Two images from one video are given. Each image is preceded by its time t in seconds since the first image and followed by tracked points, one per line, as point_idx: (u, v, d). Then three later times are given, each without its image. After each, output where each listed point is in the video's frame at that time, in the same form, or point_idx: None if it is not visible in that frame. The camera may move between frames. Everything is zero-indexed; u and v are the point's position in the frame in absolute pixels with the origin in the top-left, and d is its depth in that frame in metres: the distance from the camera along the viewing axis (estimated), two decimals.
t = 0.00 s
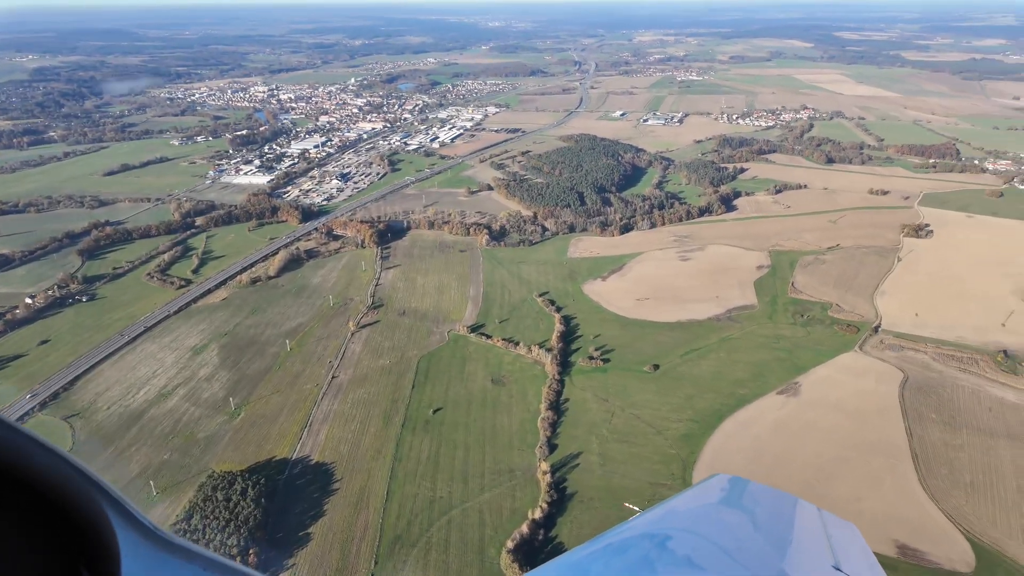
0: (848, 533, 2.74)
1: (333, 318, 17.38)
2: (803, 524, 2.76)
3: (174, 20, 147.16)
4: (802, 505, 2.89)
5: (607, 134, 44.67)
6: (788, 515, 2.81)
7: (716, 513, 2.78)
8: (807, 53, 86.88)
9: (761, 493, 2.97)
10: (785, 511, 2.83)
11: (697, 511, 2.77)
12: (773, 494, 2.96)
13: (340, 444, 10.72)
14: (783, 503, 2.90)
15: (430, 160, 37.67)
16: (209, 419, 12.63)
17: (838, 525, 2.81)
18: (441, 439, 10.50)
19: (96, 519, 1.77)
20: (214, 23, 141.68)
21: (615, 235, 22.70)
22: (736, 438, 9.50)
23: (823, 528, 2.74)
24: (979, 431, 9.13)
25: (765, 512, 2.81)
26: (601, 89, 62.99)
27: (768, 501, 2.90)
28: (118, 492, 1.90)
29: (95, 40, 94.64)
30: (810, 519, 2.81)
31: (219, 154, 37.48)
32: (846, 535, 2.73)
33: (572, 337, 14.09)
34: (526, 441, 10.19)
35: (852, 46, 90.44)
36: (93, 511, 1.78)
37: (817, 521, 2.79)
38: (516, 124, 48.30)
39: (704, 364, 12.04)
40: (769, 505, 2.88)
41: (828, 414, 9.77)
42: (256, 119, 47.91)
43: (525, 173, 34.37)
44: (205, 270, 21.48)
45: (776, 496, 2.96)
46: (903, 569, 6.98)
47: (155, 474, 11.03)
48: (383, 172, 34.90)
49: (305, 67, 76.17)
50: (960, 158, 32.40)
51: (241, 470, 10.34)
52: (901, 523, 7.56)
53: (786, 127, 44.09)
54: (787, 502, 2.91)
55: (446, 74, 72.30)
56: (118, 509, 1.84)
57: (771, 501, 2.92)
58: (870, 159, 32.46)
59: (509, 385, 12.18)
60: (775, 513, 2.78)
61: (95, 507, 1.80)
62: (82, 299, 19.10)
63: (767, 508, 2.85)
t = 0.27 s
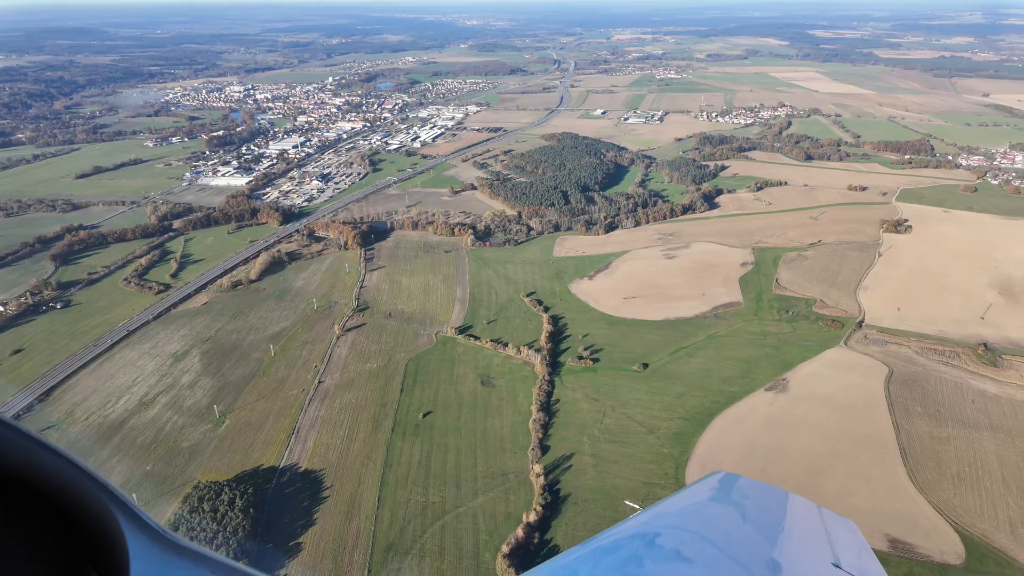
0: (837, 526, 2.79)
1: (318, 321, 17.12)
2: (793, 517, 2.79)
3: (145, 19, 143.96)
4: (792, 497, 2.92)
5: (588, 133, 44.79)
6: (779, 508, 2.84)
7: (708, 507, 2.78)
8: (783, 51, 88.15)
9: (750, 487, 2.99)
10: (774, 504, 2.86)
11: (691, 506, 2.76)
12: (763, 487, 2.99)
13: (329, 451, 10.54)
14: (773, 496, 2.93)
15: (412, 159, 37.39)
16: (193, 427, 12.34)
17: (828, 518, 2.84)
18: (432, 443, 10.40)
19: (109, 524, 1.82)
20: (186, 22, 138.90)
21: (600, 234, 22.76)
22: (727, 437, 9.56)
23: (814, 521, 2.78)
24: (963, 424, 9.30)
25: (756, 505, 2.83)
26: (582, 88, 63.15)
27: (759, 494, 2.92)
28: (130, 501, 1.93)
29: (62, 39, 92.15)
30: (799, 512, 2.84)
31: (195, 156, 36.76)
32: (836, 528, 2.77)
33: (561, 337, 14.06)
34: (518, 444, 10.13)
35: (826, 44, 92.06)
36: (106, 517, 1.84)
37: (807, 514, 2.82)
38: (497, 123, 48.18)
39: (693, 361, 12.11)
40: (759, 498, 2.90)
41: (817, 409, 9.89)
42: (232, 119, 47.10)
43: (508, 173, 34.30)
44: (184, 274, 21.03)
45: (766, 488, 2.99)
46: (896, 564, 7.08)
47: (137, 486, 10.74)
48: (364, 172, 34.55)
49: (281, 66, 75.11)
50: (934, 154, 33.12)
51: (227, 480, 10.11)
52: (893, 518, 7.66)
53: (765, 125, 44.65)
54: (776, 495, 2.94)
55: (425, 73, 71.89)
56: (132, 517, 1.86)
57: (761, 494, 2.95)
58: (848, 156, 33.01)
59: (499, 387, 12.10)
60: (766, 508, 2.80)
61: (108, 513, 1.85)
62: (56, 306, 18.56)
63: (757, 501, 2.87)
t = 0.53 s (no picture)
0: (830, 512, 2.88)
1: (304, 326, 16.87)
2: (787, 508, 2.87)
3: (117, 19, 141.08)
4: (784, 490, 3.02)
5: (571, 133, 44.86)
6: (773, 502, 2.92)
7: (704, 504, 2.86)
8: (761, 50, 89.17)
9: (743, 482, 3.09)
10: (769, 497, 2.94)
11: (687, 503, 2.85)
12: (756, 483, 3.08)
13: (319, 459, 10.37)
14: (766, 490, 3.02)
15: (395, 161, 37.10)
16: (178, 437, 12.07)
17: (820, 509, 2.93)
18: (425, 449, 10.29)
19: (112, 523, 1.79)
20: (160, 22, 136.39)
21: (587, 234, 22.77)
22: (720, 436, 9.60)
23: (807, 511, 2.87)
24: (949, 419, 9.46)
25: (750, 499, 2.93)
26: (564, 88, 63.24)
27: (752, 490, 3.02)
28: (128, 505, 1.91)
29: (31, 40, 89.88)
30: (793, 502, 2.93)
31: (173, 159, 36.08)
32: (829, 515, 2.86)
33: (552, 338, 14.02)
34: (511, 447, 10.07)
35: (803, 44, 93.33)
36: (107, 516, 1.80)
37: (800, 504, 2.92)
38: (480, 123, 48.02)
39: (683, 361, 12.15)
40: (753, 493, 2.99)
41: (807, 407, 9.98)
42: (210, 121, 46.33)
43: (493, 173, 34.21)
44: (165, 280, 20.61)
45: (760, 483, 3.08)
46: (890, 561, 7.15)
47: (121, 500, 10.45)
48: (347, 174, 34.20)
49: (259, 67, 74.07)
50: (911, 151, 33.72)
51: (214, 491, 9.88)
52: (885, 513, 7.75)
53: (746, 123, 45.10)
54: (770, 489, 3.03)
55: (406, 73, 71.45)
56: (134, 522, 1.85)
57: (755, 490, 3.03)
58: (828, 154, 33.46)
59: (491, 390, 12.02)
60: (760, 502, 2.88)
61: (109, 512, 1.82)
62: (31, 315, 18.05)
63: (750, 495, 2.96)
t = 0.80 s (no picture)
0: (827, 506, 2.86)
1: (291, 331, 16.63)
2: (783, 506, 2.85)
3: (90, 19, 138.36)
4: (779, 486, 2.99)
5: (556, 132, 44.90)
6: (769, 500, 2.88)
7: (699, 505, 2.81)
8: (740, 49, 90.14)
9: (739, 480, 3.05)
10: (764, 495, 2.91)
11: (683, 504, 2.80)
12: (752, 481, 3.04)
13: (311, 467, 10.20)
14: (761, 487, 2.99)
15: (379, 161, 36.81)
16: (164, 447, 11.81)
17: (816, 503, 2.91)
18: (418, 455, 10.18)
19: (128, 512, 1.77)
20: (133, 21, 133.83)
21: (575, 233, 22.78)
22: (714, 435, 9.63)
23: (802, 506, 2.84)
24: (938, 413, 9.60)
25: (746, 498, 2.88)
26: (547, 87, 63.29)
27: (747, 487, 2.99)
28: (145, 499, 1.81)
29: None
30: (788, 499, 2.91)
31: (151, 161, 35.41)
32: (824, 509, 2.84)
33: (543, 339, 13.98)
34: (506, 451, 10.00)
35: (781, 43, 94.53)
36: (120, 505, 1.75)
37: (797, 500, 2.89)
38: (464, 123, 47.85)
39: (675, 360, 12.18)
40: (748, 491, 2.96)
41: (799, 404, 10.06)
42: (188, 122, 45.57)
43: (479, 173, 34.09)
44: (146, 285, 20.19)
45: (754, 481, 3.05)
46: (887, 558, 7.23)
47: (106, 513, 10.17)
48: (330, 175, 33.85)
49: (237, 68, 73.06)
50: (891, 148, 34.28)
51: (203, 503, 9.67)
52: (880, 510, 7.82)
53: (728, 122, 45.52)
54: (764, 486, 3.01)
55: (387, 73, 70.99)
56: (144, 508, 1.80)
57: (749, 488, 3.00)
58: (810, 152, 33.89)
59: (483, 393, 11.94)
60: (755, 500, 2.85)
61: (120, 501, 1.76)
62: (8, 324, 17.56)
63: (747, 493, 2.93)
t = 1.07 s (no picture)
0: (824, 499, 2.81)
1: (280, 336, 16.40)
2: (778, 500, 2.80)
3: (64, 20, 135.77)
4: (778, 483, 2.92)
5: (542, 132, 44.90)
6: (769, 497, 2.81)
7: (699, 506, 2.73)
8: (723, 48, 90.88)
9: (737, 480, 2.98)
10: (760, 491, 2.86)
11: (683, 506, 2.72)
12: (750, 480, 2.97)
13: (305, 476, 10.04)
14: (756, 484, 2.94)
15: (365, 163, 36.52)
16: (153, 457, 11.56)
17: (816, 498, 2.84)
18: (413, 460, 10.07)
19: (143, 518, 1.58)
20: (109, 22, 131.61)
21: (565, 234, 22.77)
22: (711, 435, 9.64)
23: (800, 500, 2.79)
24: (930, 409, 9.70)
25: (745, 497, 2.81)
26: (532, 87, 63.28)
27: (743, 484, 2.93)
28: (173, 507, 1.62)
29: None
30: (784, 494, 2.86)
31: (132, 164, 34.80)
32: (820, 501, 2.79)
33: (536, 341, 13.93)
34: (502, 455, 9.93)
35: (762, 41, 95.42)
36: (140, 498, 1.55)
37: (794, 493, 2.85)
38: (450, 123, 47.65)
39: (669, 360, 12.19)
40: (747, 489, 2.89)
41: (793, 402, 10.11)
42: (169, 124, 44.87)
43: (466, 174, 33.95)
44: (130, 291, 19.81)
45: (751, 479, 2.98)
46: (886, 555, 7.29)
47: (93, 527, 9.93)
48: (315, 177, 33.51)
49: (218, 69, 72.09)
50: (873, 146, 34.75)
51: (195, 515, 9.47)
52: (877, 507, 7.88)
53: (713, 121, 45.83)
54: (760, 483, 2.94)
55: (371, 73, 70.50)
56: (168, 499, 1.62)
57: (749, 487, 2.92)
58: (794, 150, 34.21)
59: (477, 396, 11.85)
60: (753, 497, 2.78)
61: (139, 491, 1.57)
62: None
63: (741, 490, 2.88)
